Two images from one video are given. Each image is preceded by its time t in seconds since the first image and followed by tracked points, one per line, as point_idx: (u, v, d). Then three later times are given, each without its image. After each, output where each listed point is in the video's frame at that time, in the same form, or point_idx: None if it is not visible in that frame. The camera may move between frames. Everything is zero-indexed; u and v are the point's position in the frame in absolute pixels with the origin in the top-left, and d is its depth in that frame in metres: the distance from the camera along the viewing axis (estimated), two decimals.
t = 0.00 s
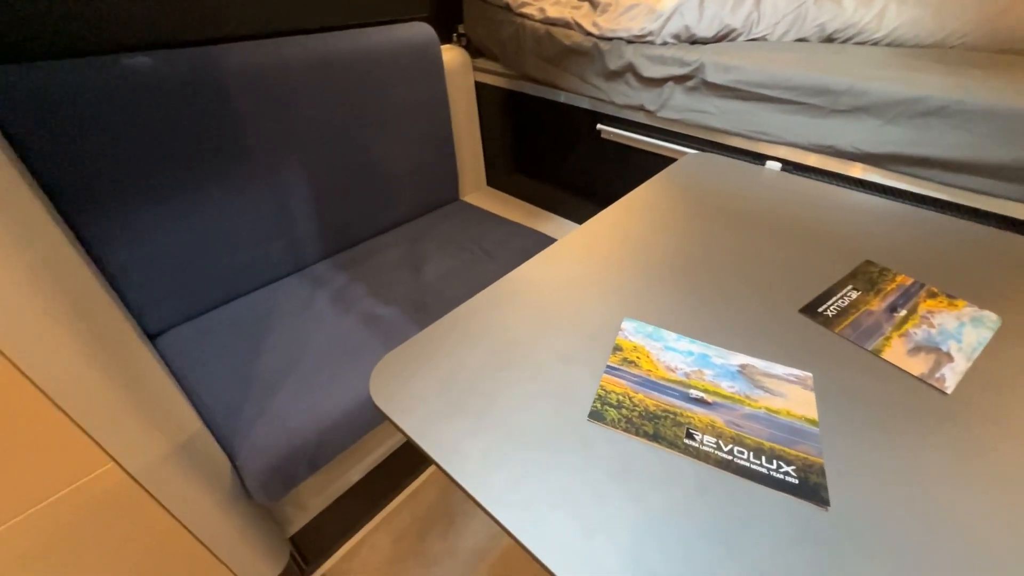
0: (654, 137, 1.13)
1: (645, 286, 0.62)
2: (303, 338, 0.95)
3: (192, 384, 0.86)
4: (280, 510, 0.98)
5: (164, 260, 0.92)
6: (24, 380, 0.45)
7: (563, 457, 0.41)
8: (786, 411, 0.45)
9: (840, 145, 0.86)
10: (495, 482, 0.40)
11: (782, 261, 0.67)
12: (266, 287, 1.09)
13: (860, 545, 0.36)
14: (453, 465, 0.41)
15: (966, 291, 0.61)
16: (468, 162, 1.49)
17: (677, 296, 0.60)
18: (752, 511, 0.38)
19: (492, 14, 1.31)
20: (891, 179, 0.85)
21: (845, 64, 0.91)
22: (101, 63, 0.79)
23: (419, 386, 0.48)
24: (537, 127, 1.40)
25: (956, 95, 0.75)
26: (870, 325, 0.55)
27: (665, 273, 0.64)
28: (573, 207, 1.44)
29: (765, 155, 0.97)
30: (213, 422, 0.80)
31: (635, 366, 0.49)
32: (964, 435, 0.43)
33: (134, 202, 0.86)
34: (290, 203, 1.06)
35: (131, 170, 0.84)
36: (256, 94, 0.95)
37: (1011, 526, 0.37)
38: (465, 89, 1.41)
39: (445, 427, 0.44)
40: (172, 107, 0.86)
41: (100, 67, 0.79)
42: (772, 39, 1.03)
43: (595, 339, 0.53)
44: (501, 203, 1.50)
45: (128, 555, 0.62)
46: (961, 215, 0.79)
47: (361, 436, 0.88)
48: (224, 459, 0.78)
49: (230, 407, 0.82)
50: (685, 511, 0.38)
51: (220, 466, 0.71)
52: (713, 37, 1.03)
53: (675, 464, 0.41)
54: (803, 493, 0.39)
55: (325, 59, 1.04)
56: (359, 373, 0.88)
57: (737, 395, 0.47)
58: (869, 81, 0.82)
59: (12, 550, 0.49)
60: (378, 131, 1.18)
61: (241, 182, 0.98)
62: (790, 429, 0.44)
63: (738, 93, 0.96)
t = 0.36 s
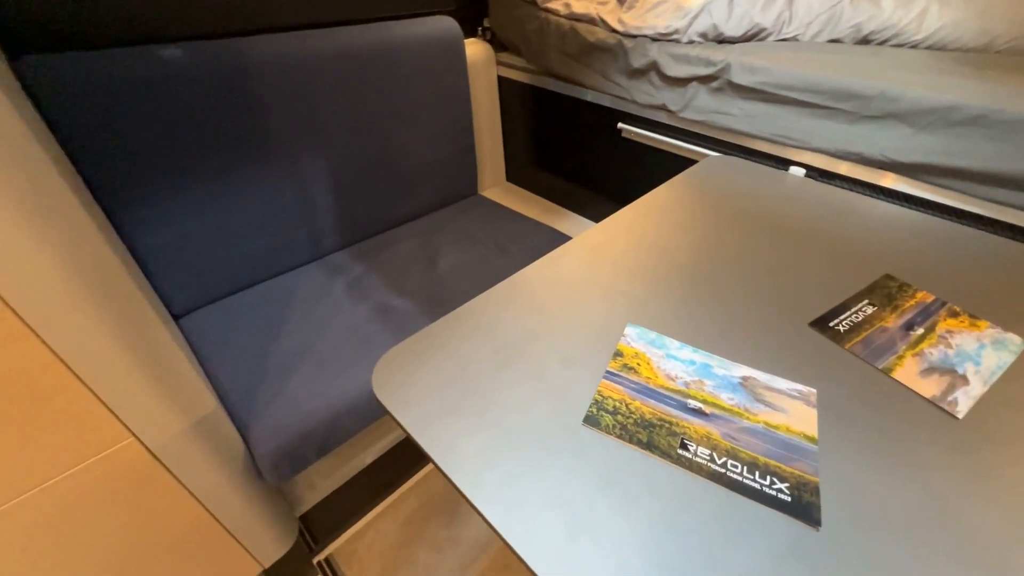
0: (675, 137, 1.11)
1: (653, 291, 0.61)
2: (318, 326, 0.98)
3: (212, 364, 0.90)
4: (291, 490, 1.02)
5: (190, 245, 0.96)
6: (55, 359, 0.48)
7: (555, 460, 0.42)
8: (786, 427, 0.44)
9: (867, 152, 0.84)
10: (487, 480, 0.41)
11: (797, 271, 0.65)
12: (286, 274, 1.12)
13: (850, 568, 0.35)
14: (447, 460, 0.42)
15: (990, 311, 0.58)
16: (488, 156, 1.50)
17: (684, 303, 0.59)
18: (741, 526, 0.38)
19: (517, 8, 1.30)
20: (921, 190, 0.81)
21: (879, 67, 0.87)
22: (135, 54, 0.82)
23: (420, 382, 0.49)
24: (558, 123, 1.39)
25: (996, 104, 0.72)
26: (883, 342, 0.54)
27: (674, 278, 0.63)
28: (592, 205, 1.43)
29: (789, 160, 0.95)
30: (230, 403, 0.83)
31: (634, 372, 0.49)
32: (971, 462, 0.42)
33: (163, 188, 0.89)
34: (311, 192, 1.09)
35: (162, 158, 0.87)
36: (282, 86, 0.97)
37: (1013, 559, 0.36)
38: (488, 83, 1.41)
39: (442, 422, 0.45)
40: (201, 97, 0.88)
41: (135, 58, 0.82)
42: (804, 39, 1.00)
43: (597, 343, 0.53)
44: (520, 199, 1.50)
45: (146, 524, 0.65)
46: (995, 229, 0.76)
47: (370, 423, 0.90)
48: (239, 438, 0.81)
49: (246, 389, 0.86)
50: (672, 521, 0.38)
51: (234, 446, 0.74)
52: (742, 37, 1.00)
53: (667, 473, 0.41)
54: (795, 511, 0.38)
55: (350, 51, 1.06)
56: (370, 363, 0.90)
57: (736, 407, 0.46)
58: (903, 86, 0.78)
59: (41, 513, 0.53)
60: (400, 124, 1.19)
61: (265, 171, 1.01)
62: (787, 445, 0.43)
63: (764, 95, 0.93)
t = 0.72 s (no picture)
0: (694, 141, 1.09)
1: (659, 302, 0.61)
2: (331, 320, 1.00)
3: (229, 354, 0.93)
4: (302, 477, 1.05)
5: (211, 238, 0.99)
6: (79, 349, 0.50)
7: (548, 469, 0.42)
8: (784, 448, 0.44)
9: (892, 162, 0.81)
10: (480, 487, 0.41)
11: (810, 285, 0.64)
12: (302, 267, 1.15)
13: None
14: (443, 465, 0.43)
15: (1010, 334, 0.56)
16: (504, 154, 1.50)
17: (690, 315, 0.59)
18: (730, 546, 0.38)
19: (538, 5, 1.29)
20: (947, 202, 0.79)
21: (909, 73, 0.84)
22: (162, 53, 0.85)
23: (421, 386, 0.50)
24: (576, 122, 1.38)
25: None
26: (893, 363, 0.53)
27: (681, 289, 0.63)
28: (607, 206, 1.42)
29: (810, 168, 0.93)
30: (244, 392, 0.86)
31: (634, 385, 0.49)
32: (976, 493, 0.41)
33: (187, 182, 0.92)
34: (329, 188, 1.11)
35: (185, 153, 0.90)
36: (303, 83, 0.99)
37: None
38: (506, 81, 1.40)
39: (441, 427, 0.46)
40: (224, 94, 0.91)
41: (161, 57, 0.84)
42: (831, 42, 0.96)
43: (599, 353, 0.53)
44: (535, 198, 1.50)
45: (163, 507, 0.68)
46: None
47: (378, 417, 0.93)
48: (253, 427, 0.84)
49: (260, 379, 0.89)
50: (661, 537, 0.38)
51: (247, 435, 0.77)
52: (766, 38, 0.98)
53: (659, 488, 0.41)
54: (786, 533, 0.38)
55: (369, 49, 1.07)
56: (380, 358, 0.92)
57: (735, 425, 0.46)
58: (933, 95, 0.75)
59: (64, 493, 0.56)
60: (417, 122, 1.20)
61: (284, 167, 1.03)
62: (784, 466, 0.43)
63: (786, 100, 0.91)
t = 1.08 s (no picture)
0: (707, 148, 1.08)
1: (664, 317, 0.61)
2: (341, 320, 1.02)
3: (242, 352, 0.96)
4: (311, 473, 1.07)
5: (227, 237, 1.01)
6: (97, 350, 0.52)
7: (546, 486, 0.43)
8: (783, 472, 0.44)
9: (910, 177, 0.79)
10: (479, 502, 0.42)
11: (819, 303, 0.63)
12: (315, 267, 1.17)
13: None
14: (444, 477, 0.44)
15: None
16: (517, 156, 1.50)
17: (694, 331, 0.59)
18: (724, 571, 0.38)
19: (554, 7, 1.28)
20: (966, 219, 0.77)
21: (931, 84, 0.82)
22: (183, 57, 0.87)
23: (425, 397, 0.51)
24: (589, 126, 1.37)
25: None
26: (899, 388, 0.52)
27: (687, 304, 0.63)
28: (619, 210, 1.41)
29: (825, 179, 0.91)
30: (256, 390, 0.88)
31: (635, 403, 0.50)
32: (979, 526, 0.40)
33: (204, 183, 0.94)
34: (342, 189, 1.12)
35: (204, 155, 0.92)
36: (317, 86, 1.01)
37: None
38: (520, 83, 1.40)
39: (442, 439, 0.47)
40: (241, 97, 0.93)
41: (182, 61, 0.86)
42: (852, 50, 0.94)
43: (601, 369, 0.54)
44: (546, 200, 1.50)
45: (176, 501, 0.71)
46: None
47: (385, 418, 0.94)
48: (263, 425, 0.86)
49: (271, 378, 0.91)
50: (656, 559, 0.39)
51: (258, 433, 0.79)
52: (784, 46, 0.96)
53: (655, 509, 0.42)
54: (781, 560, 0.38)
55: (384, 52, 1.07)
56: (388, 360, 0.94)
57: (734, 447, 0.46)
58: (954, 108, 0.74)
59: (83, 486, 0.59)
60: (430, 124, 1.21)
61: (299, 169, 1.05)
62: (782, 491, 0.43)
63: (802, 110, 0.90)
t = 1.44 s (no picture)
0: (717, 160, 1.07)
1: (667, 337, 0.61)
2: (348, 326, 1.03)
3: (250, 357, 0.97)
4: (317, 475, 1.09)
5: (238, 242, 1.02)
6: (109, 361, 0.54)
7: (544, 510, 0.44)
8: (782, 502, 0.44)
9: (922, 195, 0.78)
10: (478, 525, 0.43)
11: (826, 325, 0.63)
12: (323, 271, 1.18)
13: None
14: (444, 498, 0.45)
15: None
16: (525, 162, 1.50)
17: (697, 353, 0.59)
18: None
19: (565, 14, 1.28)
20: (978, 240, 0.76)
21: (946, 101, 0.80)
22: (197, 67, 0.88)
23: (427, 416, 0.52)
24: (598, 133, 1.37)
25: None
26: (903, 416, 0.52)
27: (691, 324, 0.63)
28: (627, 218, 1.41)
29: (835, 195, 0.90)
30: (264, 396, 0.90)
31: (635, 426, 0.50)
32: (979, 563, 0.40)
33: (216, 190, 0.96)
34: (351, 196, 1.13)
35: (216, 162, 0.94)
36: (328, 94, 1.01)
37: None
38: (530, 89, 1.40)
39: (443, 460, 0.48)
40: (253, 106, 0.94)
41: (195, 71, 0.88)
42: (868, 63, 0.93)
43: (603, 391, 0.54)
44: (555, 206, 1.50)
45: (186, 505, 0.72)
46: None
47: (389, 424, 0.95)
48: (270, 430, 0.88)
49: (279, 383, 0.92)
50: None
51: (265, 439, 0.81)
52: (796, 58, 0.95)
53: (652, 537, 0.42)
54: None
55: (395, 60, 1.08)
56: (393, 368, 0.95)
57: (734, 474, 0.47)
58: (969, 127, 0.72)
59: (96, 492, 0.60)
60: (439, 131, 1.21)
61: (309, 175, 1.06)
62: (779, 521, 0.43)
63: (814, 124, 0.89)
